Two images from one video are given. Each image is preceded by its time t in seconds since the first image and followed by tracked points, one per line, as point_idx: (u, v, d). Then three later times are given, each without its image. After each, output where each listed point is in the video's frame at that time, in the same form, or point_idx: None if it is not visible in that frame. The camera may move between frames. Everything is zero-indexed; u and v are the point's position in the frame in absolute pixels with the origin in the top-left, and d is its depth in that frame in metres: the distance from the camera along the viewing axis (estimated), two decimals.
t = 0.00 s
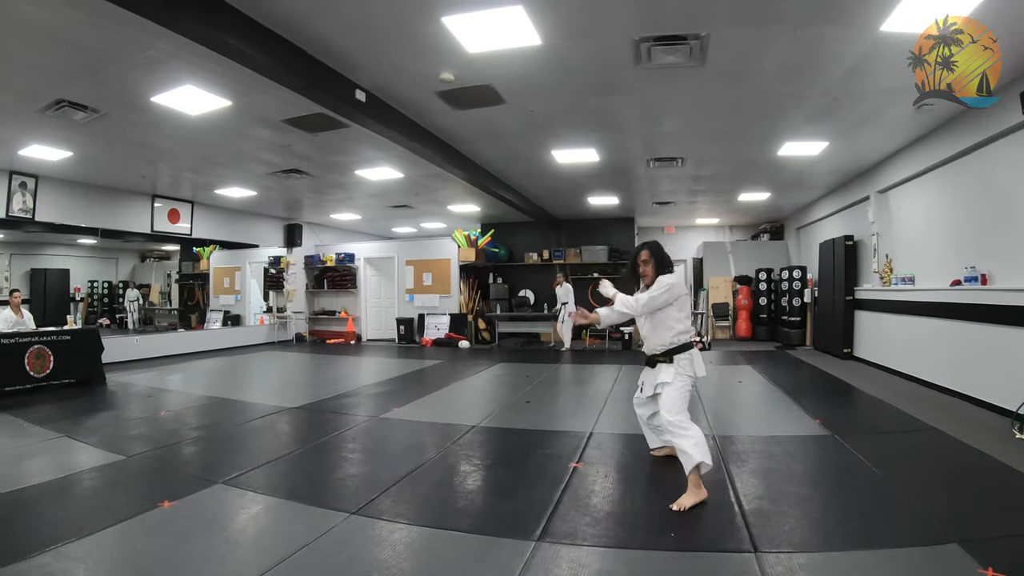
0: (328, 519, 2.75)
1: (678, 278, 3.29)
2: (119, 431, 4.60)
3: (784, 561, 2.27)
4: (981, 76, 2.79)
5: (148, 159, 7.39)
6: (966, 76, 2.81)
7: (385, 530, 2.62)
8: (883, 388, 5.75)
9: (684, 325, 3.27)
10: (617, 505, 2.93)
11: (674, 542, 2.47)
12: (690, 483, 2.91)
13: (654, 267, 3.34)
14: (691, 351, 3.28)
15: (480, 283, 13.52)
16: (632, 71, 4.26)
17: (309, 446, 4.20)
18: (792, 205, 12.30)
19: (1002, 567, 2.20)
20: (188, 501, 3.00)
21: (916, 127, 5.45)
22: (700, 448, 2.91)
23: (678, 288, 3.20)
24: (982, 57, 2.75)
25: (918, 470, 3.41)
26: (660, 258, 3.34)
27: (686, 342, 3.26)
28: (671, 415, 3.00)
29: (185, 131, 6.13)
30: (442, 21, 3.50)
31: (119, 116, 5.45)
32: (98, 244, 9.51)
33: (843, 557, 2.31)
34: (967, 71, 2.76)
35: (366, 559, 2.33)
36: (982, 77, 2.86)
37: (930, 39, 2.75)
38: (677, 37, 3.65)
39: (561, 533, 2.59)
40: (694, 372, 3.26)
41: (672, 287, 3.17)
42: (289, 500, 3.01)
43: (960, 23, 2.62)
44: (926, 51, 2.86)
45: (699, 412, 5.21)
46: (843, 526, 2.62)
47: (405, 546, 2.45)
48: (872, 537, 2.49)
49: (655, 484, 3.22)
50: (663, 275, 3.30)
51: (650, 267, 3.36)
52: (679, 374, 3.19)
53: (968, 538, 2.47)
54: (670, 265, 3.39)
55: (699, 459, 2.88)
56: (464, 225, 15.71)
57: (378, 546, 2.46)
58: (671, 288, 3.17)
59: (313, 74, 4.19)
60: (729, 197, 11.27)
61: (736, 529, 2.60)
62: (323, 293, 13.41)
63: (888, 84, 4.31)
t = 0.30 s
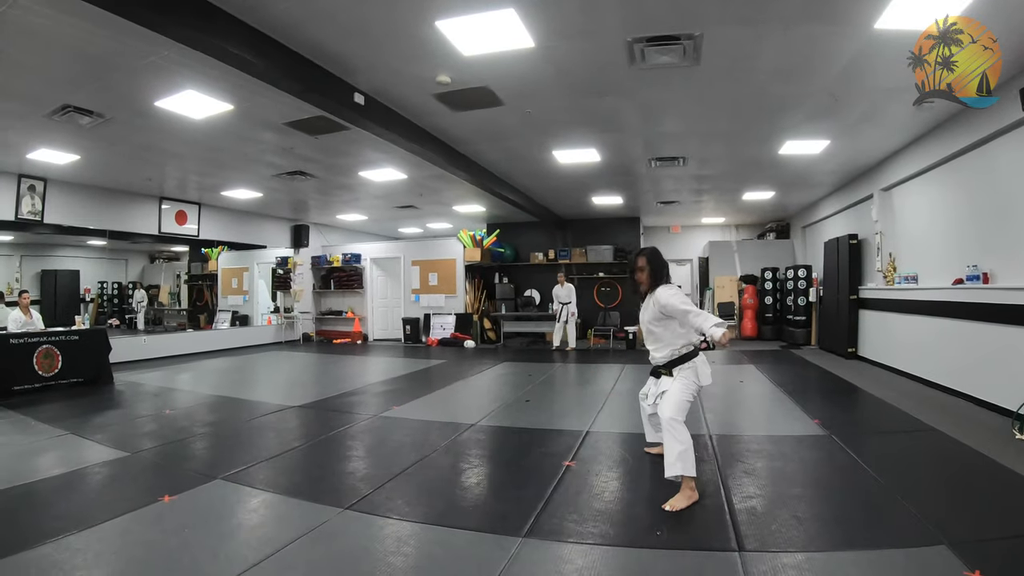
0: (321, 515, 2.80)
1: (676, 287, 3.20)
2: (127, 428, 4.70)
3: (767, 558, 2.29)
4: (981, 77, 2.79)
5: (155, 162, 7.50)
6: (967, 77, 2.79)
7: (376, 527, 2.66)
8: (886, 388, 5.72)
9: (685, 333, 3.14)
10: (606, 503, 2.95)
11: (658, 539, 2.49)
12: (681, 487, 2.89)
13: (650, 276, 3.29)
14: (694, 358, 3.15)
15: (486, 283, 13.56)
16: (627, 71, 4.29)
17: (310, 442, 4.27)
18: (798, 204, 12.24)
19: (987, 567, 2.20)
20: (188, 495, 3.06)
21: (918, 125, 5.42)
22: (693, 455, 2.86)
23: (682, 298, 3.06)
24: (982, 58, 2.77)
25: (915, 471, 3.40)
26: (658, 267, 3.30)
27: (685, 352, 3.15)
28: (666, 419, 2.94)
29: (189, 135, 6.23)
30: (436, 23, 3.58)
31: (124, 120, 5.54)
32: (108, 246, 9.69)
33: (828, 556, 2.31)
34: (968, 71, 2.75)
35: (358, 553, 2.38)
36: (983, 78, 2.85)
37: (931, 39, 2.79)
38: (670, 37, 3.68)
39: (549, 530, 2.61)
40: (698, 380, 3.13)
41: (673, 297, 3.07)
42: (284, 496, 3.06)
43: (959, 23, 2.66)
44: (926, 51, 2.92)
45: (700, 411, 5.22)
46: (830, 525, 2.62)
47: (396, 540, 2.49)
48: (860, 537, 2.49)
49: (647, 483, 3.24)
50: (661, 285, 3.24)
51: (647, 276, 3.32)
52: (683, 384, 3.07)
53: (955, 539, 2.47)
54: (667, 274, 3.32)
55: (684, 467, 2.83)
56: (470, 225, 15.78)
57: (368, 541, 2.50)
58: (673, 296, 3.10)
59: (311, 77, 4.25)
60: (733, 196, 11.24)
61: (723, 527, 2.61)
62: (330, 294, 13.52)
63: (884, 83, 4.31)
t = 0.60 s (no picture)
0: (319, 507, 2.84)
1: (677, 280, 3.19)
2: (139, 422, 4.81)
3: (758, 555, 2.27)
4: (982, 77, 2.73)
5: (168, 162, 7.64)
6: (968, 76, 2.77)
7: (371, 519, 2.70)
8: (895, 387, 5.65)
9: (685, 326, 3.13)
10: (604, 498, 2.97)
11: (649, 534, 2.50)
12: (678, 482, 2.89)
13: (653, 270, 3.29)
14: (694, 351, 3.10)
15: (497, 281, 13.57)
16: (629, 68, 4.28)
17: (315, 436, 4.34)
18: (809, 202, 12.09)
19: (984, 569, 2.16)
20: (191, 487, 3.13)
21: (927, 120, 5.34)
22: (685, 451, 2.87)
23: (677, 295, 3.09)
24: (985, 58, 2.74)
25: (918, 471, 3.35)
26: (661, 260, 3.29)
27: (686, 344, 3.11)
28: (662, 413, 2.94)
29: (198, 136, 6.34)
30: (434, 23, 3.60)
31: (133, 121, 5.65)
32: (122, 245, 9.81)
33: (822, 554, 2.29)
34: (968, 70, 2.73)
35: (353, 544, 2.42)
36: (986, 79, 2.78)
37: (930, 39, 2.81)
38: (669, 34, 3.67)
39: (544, 524, 2.63)
40: (698, 373, 3.08)
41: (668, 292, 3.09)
42: (284, 489, 3.12)
43: (959, 22, 2.69)
44: (926, 51, 2.92)
45: (706, 409, 5.21)
46: (824, 523, 2.61)
47: (390, 532, 2.52)
48: (854, 536, 2.47)
49: (643, 479, 3.25)
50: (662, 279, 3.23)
51: (650, 271, 3.32)
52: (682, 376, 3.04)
53: (953, 540, 2.43)
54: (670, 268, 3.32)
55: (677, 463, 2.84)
56: (480, 224, 15.83)
57: (363, 533, 2.53)
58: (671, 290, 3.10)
59: (315, 76, 4.30)
60: (743, 194, 11.14)
61: (715, 523, 2.61)
62: (342, 292, 13.62)
63: (890, 78, 4.25)
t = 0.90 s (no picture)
0: (319, 498, 2.90)
1: (676, 274, 3.18)
2: (156, 416, 4.95)
3: (750, 548, 2.28)
4: (982, 79, 2.75)
5: (182, 162, 7.79)
6: (967, 78, 2.78)
7: (369, 509, 2.75)
8: (905, 384, 5.57)
9: (685, 322, 3.10)
10: (601, 491, 2.99)
11: (644, 527, 2.51)
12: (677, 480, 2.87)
13: (653, 261, 3.31)
14: (694, 350, 3.08)
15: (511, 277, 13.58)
16: (632, 63, 4.28)
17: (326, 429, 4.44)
18: (823, 196, 11.92)
19: (980, 568, 2.12)
20: (198, 477, 3.22)
21: (939, 111, 5.24)
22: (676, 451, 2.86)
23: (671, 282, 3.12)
24: (984, 59, 2.75)
25: (922, 468, 3.31)
26: (663, 251, 3.32)
27: (689, 342, 3.08)
28: (650, 413, 2.96)
29: (209, 136, 6.45)
30: (436, 22, 3.63)
31: (145, 122, 5.78)
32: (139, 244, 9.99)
33: (813, 549, 2.28)
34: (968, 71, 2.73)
35: (350, 532, 2.48)
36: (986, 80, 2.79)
37: (930, 39, 2.82)
38: (671, 28, 3.65)
39: (540, 515, 2.66)
40: (698, 373, 3.06)
41: (663, 278, 3.12)
42: (287, 480, 3.19)
43: (959, 22, 2.71)
44: (925, 51, 2.92)
45: (714, 404, 5.20)
46: (820, 518, 2.60)
47: (388, 522, 2.58)
48: (849, 531, 2.45)
49: (642, 473, 3.27)
50: (662, 270, 3.25)
51: (650, 261, 3.35)
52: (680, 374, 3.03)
53: (950, 537, 2.39)
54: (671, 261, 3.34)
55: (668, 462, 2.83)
56: (493, 220, 15.87)
57: (360, 522, 2.58)
58: (667, 279, 3.13)
59: (320, 76, 4.36)
60: (755, 189, 11.02)
61: (709, 518, 2.61)
62: (356, 289, 13.71)
63: (898, 69, 4.19)
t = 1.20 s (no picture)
0: (322, 490, 2.98)
1: (687, 247, 2.98)
2: (174, 409, 5.12)
3: (742, 546, 2.27)
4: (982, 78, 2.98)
5: (199, 162, 7.98)
6: (967, 76, 3.02)
7: (370, 501, 2.81)
8: (918, 384, 5.49)
9: (692, 301, 2.90)
10: (598, 488, 2.99)
11: (638, 523, 2.52)
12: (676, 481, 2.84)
13: (666, 232, 3.11)
14: (702, 333, 2.84)
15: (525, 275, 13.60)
16: (636, 62, 4.28)
17: (337, 424, 4.53)
18: (838, 194, 11.74)
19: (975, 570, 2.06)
20: (208, 470, 3.32)
21: (954, 106, 5.14)
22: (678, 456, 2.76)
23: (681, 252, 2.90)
24: (983, 58, 3.01)
25: (928, 470, 3.25)
26: (676, 223, 3.12)
27: (694, 324, 2.86)
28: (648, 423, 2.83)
29: (223, 137, 6.60)
30: (442, 24, 3.69)
31: (160, 124, 5.93)
32: (159, 243, 10.24)
33: (807, 547, 2.25)
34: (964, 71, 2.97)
35: (351, 522, 2.55)
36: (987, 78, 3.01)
37: (931, 39, 3.13)
38: (675, 27, 3.65)
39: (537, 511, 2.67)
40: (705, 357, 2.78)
41: (674, 248, 2.92)
42: (292, 473, 3.27)
43: (959, 22, 3.02)
44: (928, 51, 3.23)
45: (724, 403, 5.18)
46: (815, 517, 2.56)
47: (388, 513, 2.64)
48: (844, 529, 2.42)
49: (642, 471, 3.28)
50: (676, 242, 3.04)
51: (663, 231, 3.15)
52: (684, 357, 2.80)
53: (951, 539, 2.33)
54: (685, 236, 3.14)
55: (666, 471, 2.76)
56: (506, 219, 15.94)
57: (359, 514, 2.64)
58: (676, 248, 2.93)
59: (329, 78, 4.43)
60: (769, 186, 10.90)
61: (704, 516, 2.59)
62: (372, 287, 13.76)
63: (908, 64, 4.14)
